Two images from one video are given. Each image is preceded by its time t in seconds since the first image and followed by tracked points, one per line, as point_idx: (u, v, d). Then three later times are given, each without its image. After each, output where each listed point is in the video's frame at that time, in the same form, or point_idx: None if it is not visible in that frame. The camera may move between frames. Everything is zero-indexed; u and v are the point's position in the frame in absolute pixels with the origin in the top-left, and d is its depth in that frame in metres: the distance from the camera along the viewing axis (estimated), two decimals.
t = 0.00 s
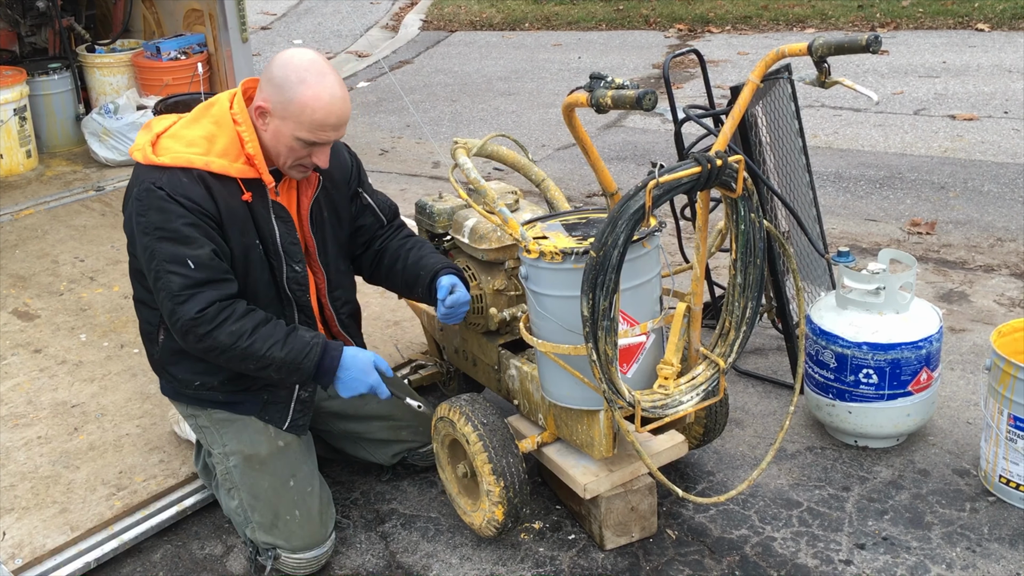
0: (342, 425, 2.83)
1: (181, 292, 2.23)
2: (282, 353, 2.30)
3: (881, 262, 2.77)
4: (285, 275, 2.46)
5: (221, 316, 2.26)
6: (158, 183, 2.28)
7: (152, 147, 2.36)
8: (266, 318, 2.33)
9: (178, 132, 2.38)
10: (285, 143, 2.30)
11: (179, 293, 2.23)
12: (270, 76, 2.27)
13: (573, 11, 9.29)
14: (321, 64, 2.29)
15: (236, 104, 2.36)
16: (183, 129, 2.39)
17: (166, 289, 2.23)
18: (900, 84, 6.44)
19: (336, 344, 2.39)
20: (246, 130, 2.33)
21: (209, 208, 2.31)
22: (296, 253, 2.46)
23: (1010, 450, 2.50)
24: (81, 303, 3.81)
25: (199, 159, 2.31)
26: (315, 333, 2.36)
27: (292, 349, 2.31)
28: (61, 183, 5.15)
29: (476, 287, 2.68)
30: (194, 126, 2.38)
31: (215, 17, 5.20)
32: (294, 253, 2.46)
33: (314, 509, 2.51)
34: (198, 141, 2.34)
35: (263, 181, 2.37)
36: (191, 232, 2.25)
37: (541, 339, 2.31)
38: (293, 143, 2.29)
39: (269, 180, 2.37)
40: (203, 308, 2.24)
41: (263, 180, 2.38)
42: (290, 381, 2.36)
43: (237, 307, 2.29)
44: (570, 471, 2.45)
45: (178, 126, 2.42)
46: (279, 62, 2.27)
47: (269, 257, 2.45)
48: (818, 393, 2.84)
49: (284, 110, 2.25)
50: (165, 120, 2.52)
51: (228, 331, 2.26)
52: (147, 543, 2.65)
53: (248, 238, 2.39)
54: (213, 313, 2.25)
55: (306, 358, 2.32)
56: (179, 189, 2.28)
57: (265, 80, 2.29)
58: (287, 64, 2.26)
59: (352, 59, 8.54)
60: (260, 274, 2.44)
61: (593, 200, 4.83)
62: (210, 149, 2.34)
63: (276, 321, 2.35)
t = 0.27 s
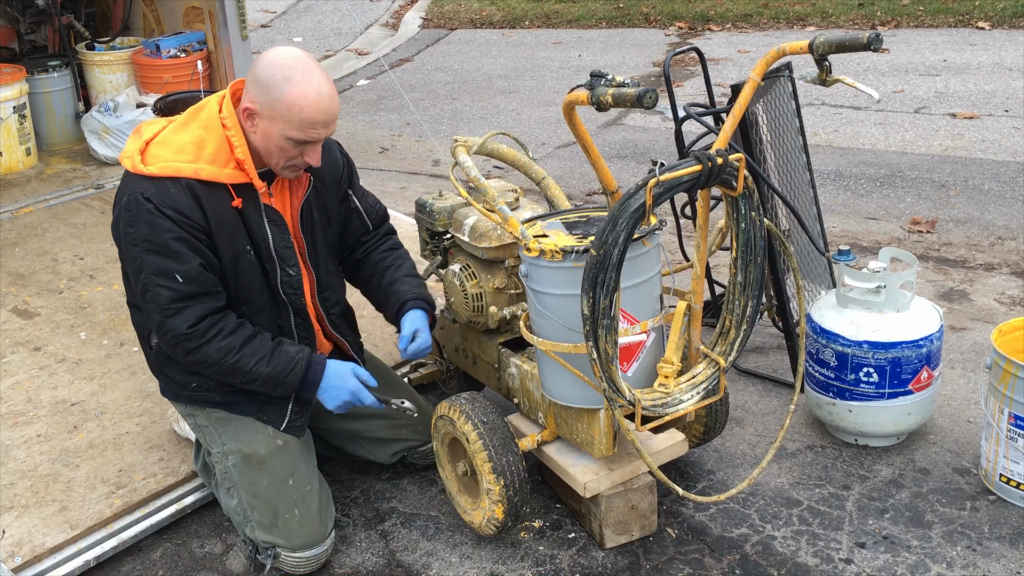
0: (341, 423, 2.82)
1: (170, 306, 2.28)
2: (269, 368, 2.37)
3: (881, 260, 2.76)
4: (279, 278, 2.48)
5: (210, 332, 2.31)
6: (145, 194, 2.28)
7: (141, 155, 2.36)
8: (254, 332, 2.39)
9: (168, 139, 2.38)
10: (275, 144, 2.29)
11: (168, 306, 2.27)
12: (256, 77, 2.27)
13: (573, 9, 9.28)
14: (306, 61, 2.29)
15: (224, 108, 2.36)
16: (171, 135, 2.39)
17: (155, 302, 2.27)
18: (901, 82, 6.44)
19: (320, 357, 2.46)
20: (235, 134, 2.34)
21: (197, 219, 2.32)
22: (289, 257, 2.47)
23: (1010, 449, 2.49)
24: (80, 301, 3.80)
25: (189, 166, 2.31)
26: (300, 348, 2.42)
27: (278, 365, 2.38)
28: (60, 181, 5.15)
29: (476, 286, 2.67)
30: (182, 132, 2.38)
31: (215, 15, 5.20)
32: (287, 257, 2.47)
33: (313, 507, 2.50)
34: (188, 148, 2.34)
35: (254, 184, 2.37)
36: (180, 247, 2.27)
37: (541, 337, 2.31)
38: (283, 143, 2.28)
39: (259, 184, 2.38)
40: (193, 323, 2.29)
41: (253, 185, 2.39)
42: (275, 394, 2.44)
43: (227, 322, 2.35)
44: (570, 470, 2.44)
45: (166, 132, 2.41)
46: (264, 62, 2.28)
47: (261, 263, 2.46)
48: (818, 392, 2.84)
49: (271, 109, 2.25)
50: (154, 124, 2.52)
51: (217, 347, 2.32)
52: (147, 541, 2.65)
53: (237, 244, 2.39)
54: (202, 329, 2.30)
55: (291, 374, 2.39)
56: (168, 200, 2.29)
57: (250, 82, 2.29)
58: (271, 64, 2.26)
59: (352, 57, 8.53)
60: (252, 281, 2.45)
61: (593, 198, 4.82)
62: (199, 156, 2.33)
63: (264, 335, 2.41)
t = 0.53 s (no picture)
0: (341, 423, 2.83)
1: (169, 315, 2.29)
2: (267, 375, 2.42)
3: (882, 260, 2.76)
4: (273, 288, 2.47)
5: (209, 342, 2.34)
6: (139, 205, 2.27)
7: (135, 165, 2.34)
8: (252, 338, 2.43)
9: (161, 148, 2.36)
10: (264, 151, 2.26)
11: (166, 317, 2.29)
12: (243, 84, 2.25)
13: (574, 8, 9.28)
14: (294, 67, 2.27)
15: (218, 116, 2.34)
16: (164, 145, 2.37)
17: (154, 313, 2.29)
18: (902, 82, 6.43)
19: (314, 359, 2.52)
20: (228, 144, 2.31)
21: (191, 231, 2.31)
22: (284, 266, 2.46)
23: (1011, 450, 2.49)
24: (81, 301, 3.80)
25: (182, 177, 2.29)
26: (297, 353, 2.48)
27: (276, 371, 2.43)
28: (61, 180, 5.14)
29: (477, 286, 2.66)
30: (175, 142, 2.36)
31: (216, 14, 5.20)
32: (282, 267, 2.46)
33: (313, 507, 2.50)
34: (181, 158, 2.32)
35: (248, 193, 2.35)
36: (175, 259, 2.27)
37: (542, 337, 2.31)
38: (272, 151, 2.26)
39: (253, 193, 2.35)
40: (193, 334, 2.32)
41: (247, 195, 2.36)
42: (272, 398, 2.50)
43: (225, 330, 2.38)
44: (570, 470, 2.45)
45: (160, 141, 2.39)
46: (251, 69, 2.26)
47: (257, 271, 2.45)
48: (819, 392, 2.84)
49: (259, 117, 2.22)
50: (147, 130, 2.49)
51: (216, 357, 2.36)
52: (147, 541, 2.65)
53: (231, 253, 2.38)
54: (203, 339, 2.33)
55: (289, 379, 2.45)
56: (161, 213, 2.27)
57: (237, 90, 2.27)
58: (258, 70, 2.24)
59: (353, 56, 8.52)
60: (248, 286, 2.45)
61: (594, 198, 4.82)
62: (192, 167, 2.31)
63: (261, 340, 2.45)
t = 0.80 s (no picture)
0: (342, 423, 2.83)
1: (164, 311, 2.29)
2: (265, 369, 2.40)
3: (883, 260, 2.76)
4: (271, 281, 2.47)
5: (205, 336, 2.33)
6: (135, 200, 2.27)
7: (131, 161, 2.35)
8: (249, 332, 2.41)
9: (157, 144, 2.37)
10: (261, 140, 2.27)
11: (162, 312, 2.28)
12: (235, 75, 2.26)
13: (574, 8, 9.28)
14: (285, 53, 2.28)
15: (212, 109, 2.36)
16: (160, 140, 2.39)
17: (150, 308, 2.28)
18: (902, 82, 6.43)
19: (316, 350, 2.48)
20: (223, 137, 2.34)
21: (188, 224, 2.31)
22: (281, 259, 2.46)
23: (1012, 450, 2.49)
24: (81, 301, 3.80)
25: (178, 171, 2.30)
26: (295, 346, 2.44)
27: (274, 364, 2.41)
28: (61, 180, 5.14)
29: (477, 285, 2.66)
30: (171, 137, 2.37)
31: (216, 14, 5.21)
32: (279, 260, 2.46)
33: (314, 507, 2.50)
34: (176, 153, 2.33)
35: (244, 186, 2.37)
36: (172, 252, 2.27)
37: (541, 337, 2.31)
38: (270, 138, 2.26)
39: (248, 186, 2.37)
40: (188, 328, 2.31)
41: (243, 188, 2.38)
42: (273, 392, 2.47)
43: (221, 325, 2.36)
44: (571, 470, 2.45)
45: (156, 137, 2.41)
46: (242, 59, 2.27)
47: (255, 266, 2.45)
48: (819, 392, 2.84)
49: (255, 105, 2.23)
50: (144, 129, 2.51)
51: (213, 351, 2.34)
52: (148, 540, 2.65)
53: (229, 246, 2.38)
54: (198, 333, 2.32)
55: (287, 372, 2.42)
56: (157, 207, 2.28)
57: (229, 81, 2.28)
58: (250, 59, 2.26)
59: (353, 56, 8.52)
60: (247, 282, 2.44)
61: (594, 198, 4.82)
62: (188, 160, 2.33)
63: (259, 335, 2.43)
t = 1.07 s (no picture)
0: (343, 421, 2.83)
1: (167, 313, 2.28)
2: (265, 381, 2.40)
3: (883, 260, 2.76)
4: (273, 281, 2.47)
5: (207, 341, 2.33)
6: (137, 202, 2.27)
7: (132, 163, 2.34)
8: (251, 342, 2.41)
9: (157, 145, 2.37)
10: (262, 140, 2.27)
11: (164, 315, 2.28)
12: (233, 77, 2.27)
13: (575, 7, 9.27)
14: (282, 53, 2.28)
15: (213, 111, 2.36)
16: (161, 141, 2.38)
17: (152, 310, 2.28)
18: (902, 82, 6.43)
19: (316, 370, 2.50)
20: (224, 138, 2.33)
21: (191, 227, 2.31)
22: (283, 259, 2.46)
23: (1012, 449, 2.49)
24: (82, 299, 3.80)
25: (179, 173, 2.30)
26: (298, 362, 2.45)
27: (275, 377, 2.41)
28: (62, 178, 5.14)
29: (478, 284, 2.66)
30: (172, 138, 2.37)
31: (216, 13, 5.21)
32: (282, 260, 2.46)
33: (314, 505, 2.50)
34: (177, 154, 2.33)
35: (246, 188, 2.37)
36: (175, 255, 2.27)
37: (542, 336, 2.31)
38: (270, 139, 2.26)
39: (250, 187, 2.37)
40: (190, 332, 2.30)
41: (245, 188, 2.38)
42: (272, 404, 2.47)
43: (224, 332, 2.36)
44: (572, 469, 2.45)
45: (156, 139, 2.40)
46: (240, 61, 2.27)
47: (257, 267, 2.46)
48: (820, 392, 2.84)
49: (253, 105, 2.23)
50: (144, 129, 2.50)
51: (215, 357, 2.34)
52: (148, 539, 2.65)
53: (231, 248, 2.38)
54: (200, 338, 2.32)
55: (287, 387, 2.42)
56: (160, 208, 2.28)
57: (229, 84, 2.28)
58: (248, 61, 2.26)
59: (353, 55, 8.52)
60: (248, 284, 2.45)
61: (595, 197, 4.82)
62: (190, 162, 2.32)
63: (261, 345, 2.43)
